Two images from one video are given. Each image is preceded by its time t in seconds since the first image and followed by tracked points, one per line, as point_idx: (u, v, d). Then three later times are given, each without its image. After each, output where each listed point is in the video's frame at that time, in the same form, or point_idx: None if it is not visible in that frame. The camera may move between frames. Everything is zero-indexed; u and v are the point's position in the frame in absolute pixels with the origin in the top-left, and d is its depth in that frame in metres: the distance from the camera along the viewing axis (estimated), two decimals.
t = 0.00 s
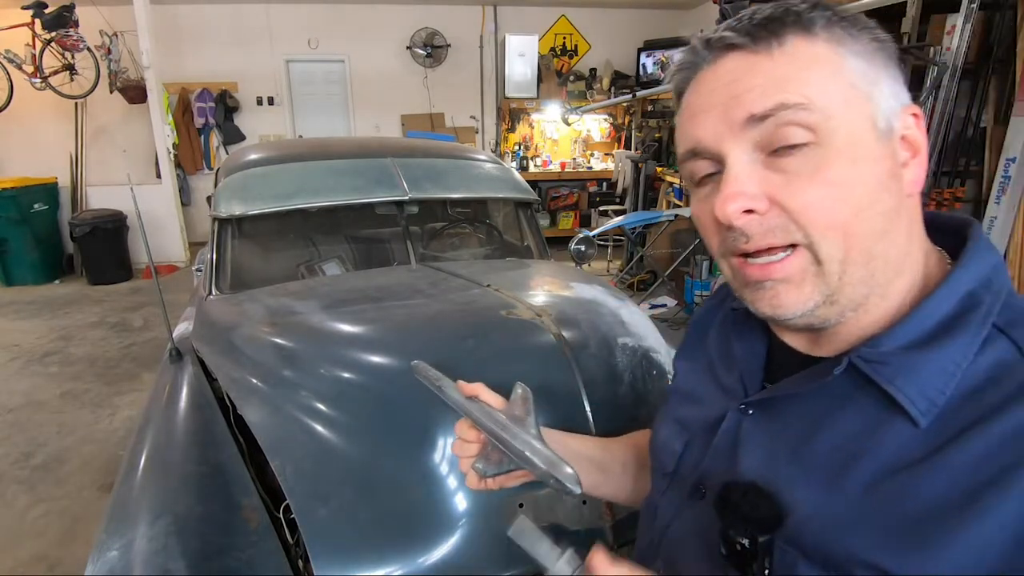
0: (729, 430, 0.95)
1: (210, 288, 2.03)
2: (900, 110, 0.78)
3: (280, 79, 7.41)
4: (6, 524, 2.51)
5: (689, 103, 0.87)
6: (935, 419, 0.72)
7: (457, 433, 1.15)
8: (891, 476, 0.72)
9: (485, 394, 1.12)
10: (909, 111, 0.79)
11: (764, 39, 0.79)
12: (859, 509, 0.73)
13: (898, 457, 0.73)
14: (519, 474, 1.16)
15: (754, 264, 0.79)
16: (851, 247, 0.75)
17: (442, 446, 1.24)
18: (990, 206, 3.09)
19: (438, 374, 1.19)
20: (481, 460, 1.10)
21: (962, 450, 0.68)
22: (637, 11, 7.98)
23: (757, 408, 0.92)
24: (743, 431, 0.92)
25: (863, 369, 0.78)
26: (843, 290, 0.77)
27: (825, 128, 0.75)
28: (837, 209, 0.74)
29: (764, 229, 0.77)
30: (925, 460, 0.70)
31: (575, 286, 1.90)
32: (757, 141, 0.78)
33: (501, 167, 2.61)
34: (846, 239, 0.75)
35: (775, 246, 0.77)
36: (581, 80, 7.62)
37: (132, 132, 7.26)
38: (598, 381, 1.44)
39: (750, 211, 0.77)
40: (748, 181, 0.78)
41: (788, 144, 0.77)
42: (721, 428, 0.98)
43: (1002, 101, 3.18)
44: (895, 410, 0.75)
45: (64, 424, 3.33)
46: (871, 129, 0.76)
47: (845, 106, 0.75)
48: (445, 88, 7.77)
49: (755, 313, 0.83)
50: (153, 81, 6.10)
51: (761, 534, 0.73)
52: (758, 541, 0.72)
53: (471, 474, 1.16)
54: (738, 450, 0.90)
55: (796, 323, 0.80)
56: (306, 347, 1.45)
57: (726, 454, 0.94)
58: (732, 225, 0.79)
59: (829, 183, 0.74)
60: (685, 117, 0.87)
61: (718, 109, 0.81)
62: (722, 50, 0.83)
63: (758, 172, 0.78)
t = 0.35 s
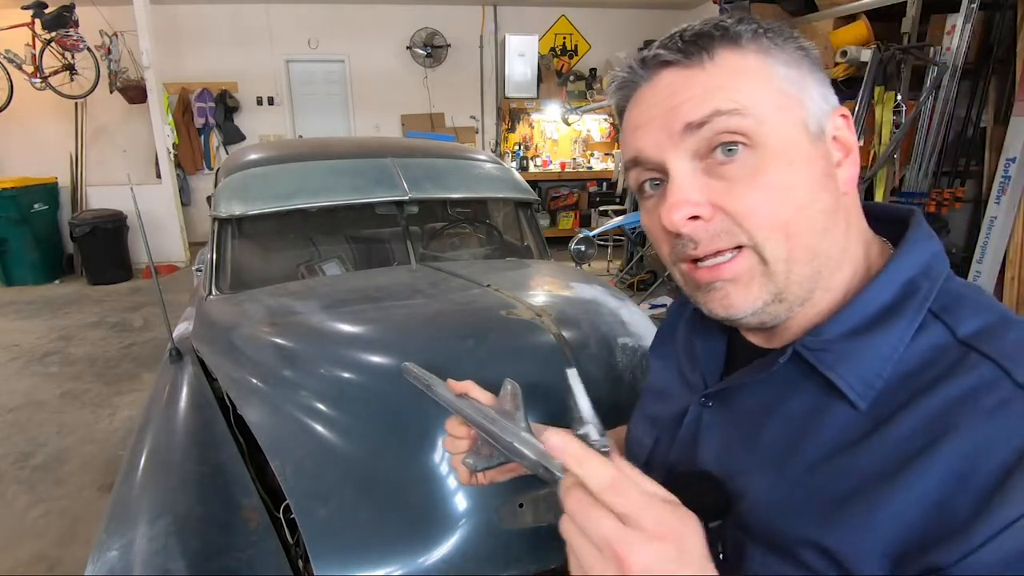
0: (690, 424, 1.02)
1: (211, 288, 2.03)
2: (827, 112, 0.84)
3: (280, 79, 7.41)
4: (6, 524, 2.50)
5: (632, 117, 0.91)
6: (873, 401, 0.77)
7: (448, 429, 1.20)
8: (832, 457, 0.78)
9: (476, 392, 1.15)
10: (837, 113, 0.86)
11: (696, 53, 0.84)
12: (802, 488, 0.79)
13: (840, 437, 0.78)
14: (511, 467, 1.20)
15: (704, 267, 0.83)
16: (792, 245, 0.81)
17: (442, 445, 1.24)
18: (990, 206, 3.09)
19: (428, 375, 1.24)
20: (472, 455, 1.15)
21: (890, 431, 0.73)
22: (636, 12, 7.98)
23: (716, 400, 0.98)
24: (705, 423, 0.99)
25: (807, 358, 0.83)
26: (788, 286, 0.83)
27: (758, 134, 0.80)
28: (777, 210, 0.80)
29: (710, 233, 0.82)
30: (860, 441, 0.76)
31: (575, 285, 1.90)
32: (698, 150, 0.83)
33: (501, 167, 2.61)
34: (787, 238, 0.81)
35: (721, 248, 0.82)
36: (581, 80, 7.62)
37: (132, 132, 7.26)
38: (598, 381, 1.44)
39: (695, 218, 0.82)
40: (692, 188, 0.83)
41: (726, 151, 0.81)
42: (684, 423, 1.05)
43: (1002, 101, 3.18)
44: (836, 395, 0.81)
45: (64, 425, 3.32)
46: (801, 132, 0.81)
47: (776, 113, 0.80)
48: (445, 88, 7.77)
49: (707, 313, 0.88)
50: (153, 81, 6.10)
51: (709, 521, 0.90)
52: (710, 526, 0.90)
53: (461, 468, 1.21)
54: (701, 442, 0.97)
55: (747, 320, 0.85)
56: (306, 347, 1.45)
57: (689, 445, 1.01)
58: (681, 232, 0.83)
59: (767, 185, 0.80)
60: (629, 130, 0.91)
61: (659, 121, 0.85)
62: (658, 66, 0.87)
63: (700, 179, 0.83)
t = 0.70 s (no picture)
0: (671, 427, 0.99)
1: (211, 288, 2.03)
2: (777, 126, 0.85)
3: (280, 79, 7.41)
4: (7, 524, 2.50)
5: (589, 150, 0.91)
6: (832, 403, 0.78)
7: (449, 438, 1.18)
8: (794, 459, 0.78)
9: (476, 401, 1.15)
10: (785, 126, 0.87)
11: (644, 82, 0.85)
12: (766, 490, 0.80)
13: (801, 439, 0.79)
14: (513, 476, 1.16)
15: (676, 286, 0.84)
16: (758, 256, 0.81)
17: (441, 445, 1.24)
18: (990, 206, 3.09)
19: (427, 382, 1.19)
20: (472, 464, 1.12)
21: (843, 433, 0.74)
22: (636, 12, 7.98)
23: (694, 405, 0.97)
24: (681, 427, 0.97)
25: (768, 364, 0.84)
26: (759, 297, 0.83)
27: (713, 154, 0.81)
28: (740, 224, 0.81)
29: (678, 254, 0.83)
30: (817, 443, 0.76)
31: (575, 285, 1.90)
32: (657, 176, 0.84)
33: (501, 167, 2.61)
34: (753, 250, 0.81)
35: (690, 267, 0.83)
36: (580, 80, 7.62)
37: (132, 132, 7.26)
38: (598, 381, 1.44)
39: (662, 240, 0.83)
40: (656, 212, 0.84)
41: (685, 173, 0.82)
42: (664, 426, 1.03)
43: (1002, 101, 3.18)
44: (797, 399, 0.81)
45: (65, 425, 3.33)
46: (756, 147, 0.82)
47: (727, 132, 0.82)
48: (445, 88, 7.77)
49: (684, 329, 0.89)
50: (152, 81, 6.10)
51: (681, 526, 0.90)
52: (681, 532, 0.90)
53: (462, 477, 1.18)
54: (676, 445, 0.97)
55: (721, 333, 0.86)
56: (306, 347, 1.45)
57: (668, 450, 0.99)
58: (650, 255, 0.84)
59: (728, 203, 0.81)
60: (588, 162, 0.91)
61: (617, 151, 0.86)
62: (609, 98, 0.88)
63: (662, 201, 0.84)
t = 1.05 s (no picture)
0: (664, 429, 1.00)
1: (211, 288, 2.03)
2: (789, 121, 0.86)
3: (280, 79, 7.41)
4: (7, 524, 2.51)
5: (601, 121, 0.92)
6: (819, 400, 0.78)
7: (446, 448, 1.20)
8: (781, 458, 0.78)
9: (471, 409, 1.16)
10: (796, 123, 0.87)
11: (664, 60, 0.86)
12: (754, 488, 0.80)
13: (789, 437, 0.79)
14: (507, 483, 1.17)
15: (666, 269, 0.84)
16: (751, 247, 0.81)
17: (440, 445, 1.25)
18: (990, 205, 3.09)
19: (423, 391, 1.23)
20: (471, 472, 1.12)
21: (828, 431, 0.74)
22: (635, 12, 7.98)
23: (685, 406, 0.97)
24: (673, 428, 0.98)
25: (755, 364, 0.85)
26: (747, 289, 0.83)
27: (722, 139, 0.81)
28: (738, 213, 0.81)
29: (674, 235, 0.82)
30: (803, 442, 0.76)
31: (575, 285, 1.90)
32: (664, 153, 0.84)
33: (501, 167, 2.61)
34: (747, 239, 0.81)
35: (684, 250, 0.82)
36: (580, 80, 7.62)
37: (132, 132, 7.26)
38: (598, 381, 1.44)
39: (659, 219, 0.83)
40: (657, 191, 0.84)
41: (691, 156, 0.83)
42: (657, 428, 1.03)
43: (1002, 101, 3.18)
44: (785, 397, 0.82)
45: (65, 424, 3.33)
46: (765, 138, 0.83)
47: (740, 120, 0.82)
48: (445, 88, 7.77)
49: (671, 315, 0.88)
50: (152, 81, 6.10)
51: (672, 527, 0.90)
52: (674, 532, 0.90)
53: (460, 486, 1.18)
54: (669, 446, 0.97)
55: (709, 321, 0.85)
56: (307, 347, 1.45)
57: (660, 451, 0.99)
58: (645, 232, 0.84)
59: (730, 189, 0.81)
60: (598, 134, 0.92)
61: (628, 124, 0.86)
62: (628, 71, 0.89)
63: (665, 180, 0.84)
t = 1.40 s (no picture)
0: (668, 433, 0.98)
1: (211, 288, 2.03)
2: (796, 125, 0.80)
3: (280, 79, 7.41)
4: (6, 524, 2.50)
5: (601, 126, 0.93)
6: (827, 408, 0.77)
7: (445, 455, 1.17)
8: (788, 466, 0.78)
9: (470, 416, 1.15)
10: (811, 124, 0.81)
11: (654, 69, 0.84)
12: (760, 496, 0.81)
13: (794, 444, 0.79)
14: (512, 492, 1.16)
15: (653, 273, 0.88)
16: (732, 262, 0.81)
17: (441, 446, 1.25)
18: (990, 205, 3.09)
19: (421, 397, 1.22)
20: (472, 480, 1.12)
21: (836, 441, 0.74)
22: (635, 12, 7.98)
23: (691, 410, 0.96)
24: (678, 431, 0.96)
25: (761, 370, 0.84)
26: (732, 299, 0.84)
27: (703, 155, 0.79)
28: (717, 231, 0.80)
29: (654, 247, 0.85)
30: (811, 451, 0.76)
31: (575, 286, 1.90)
32: (649, 167, 0.84)
33: (501, 167, 2.61)
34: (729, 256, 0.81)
35: (665, 260, 0.85)
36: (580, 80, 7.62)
37: (132, 132, 7.26)
38: (598, 381, 1.44)
39: (640, 232, 0.85)
40: (639, 205, 0.85)
41: (674, 172, 0.82)
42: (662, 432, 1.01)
43: (1002, 101, 3.18)
44: (793, 404, 0.81)
45: (65, 424, 3.33)
46: (756, 151, 0.79)
47: (728, 133, 0.79)
48: (445, 88, 7.77)
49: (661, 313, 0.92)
50: (152, 81, 6.10)
51: (677, 535, 0.85)
52: (679, 540, 0.85)
53: (461, 495, 1.16)
54: (671, 450, 0.97)
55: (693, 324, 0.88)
56: (306, 346, 1.45)
57: (666, 454, 0.98)
58: (628, 243, 0.87)
59: (714, 207, 0.79)
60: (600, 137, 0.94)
61: (617, 136, 0.87)
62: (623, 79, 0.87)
63: (649, 192, 0.84)
